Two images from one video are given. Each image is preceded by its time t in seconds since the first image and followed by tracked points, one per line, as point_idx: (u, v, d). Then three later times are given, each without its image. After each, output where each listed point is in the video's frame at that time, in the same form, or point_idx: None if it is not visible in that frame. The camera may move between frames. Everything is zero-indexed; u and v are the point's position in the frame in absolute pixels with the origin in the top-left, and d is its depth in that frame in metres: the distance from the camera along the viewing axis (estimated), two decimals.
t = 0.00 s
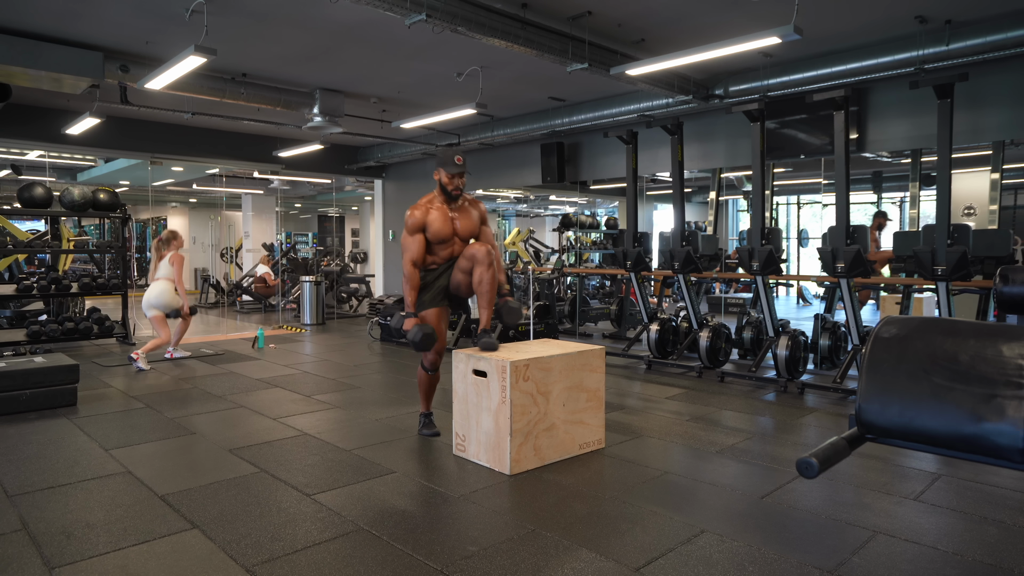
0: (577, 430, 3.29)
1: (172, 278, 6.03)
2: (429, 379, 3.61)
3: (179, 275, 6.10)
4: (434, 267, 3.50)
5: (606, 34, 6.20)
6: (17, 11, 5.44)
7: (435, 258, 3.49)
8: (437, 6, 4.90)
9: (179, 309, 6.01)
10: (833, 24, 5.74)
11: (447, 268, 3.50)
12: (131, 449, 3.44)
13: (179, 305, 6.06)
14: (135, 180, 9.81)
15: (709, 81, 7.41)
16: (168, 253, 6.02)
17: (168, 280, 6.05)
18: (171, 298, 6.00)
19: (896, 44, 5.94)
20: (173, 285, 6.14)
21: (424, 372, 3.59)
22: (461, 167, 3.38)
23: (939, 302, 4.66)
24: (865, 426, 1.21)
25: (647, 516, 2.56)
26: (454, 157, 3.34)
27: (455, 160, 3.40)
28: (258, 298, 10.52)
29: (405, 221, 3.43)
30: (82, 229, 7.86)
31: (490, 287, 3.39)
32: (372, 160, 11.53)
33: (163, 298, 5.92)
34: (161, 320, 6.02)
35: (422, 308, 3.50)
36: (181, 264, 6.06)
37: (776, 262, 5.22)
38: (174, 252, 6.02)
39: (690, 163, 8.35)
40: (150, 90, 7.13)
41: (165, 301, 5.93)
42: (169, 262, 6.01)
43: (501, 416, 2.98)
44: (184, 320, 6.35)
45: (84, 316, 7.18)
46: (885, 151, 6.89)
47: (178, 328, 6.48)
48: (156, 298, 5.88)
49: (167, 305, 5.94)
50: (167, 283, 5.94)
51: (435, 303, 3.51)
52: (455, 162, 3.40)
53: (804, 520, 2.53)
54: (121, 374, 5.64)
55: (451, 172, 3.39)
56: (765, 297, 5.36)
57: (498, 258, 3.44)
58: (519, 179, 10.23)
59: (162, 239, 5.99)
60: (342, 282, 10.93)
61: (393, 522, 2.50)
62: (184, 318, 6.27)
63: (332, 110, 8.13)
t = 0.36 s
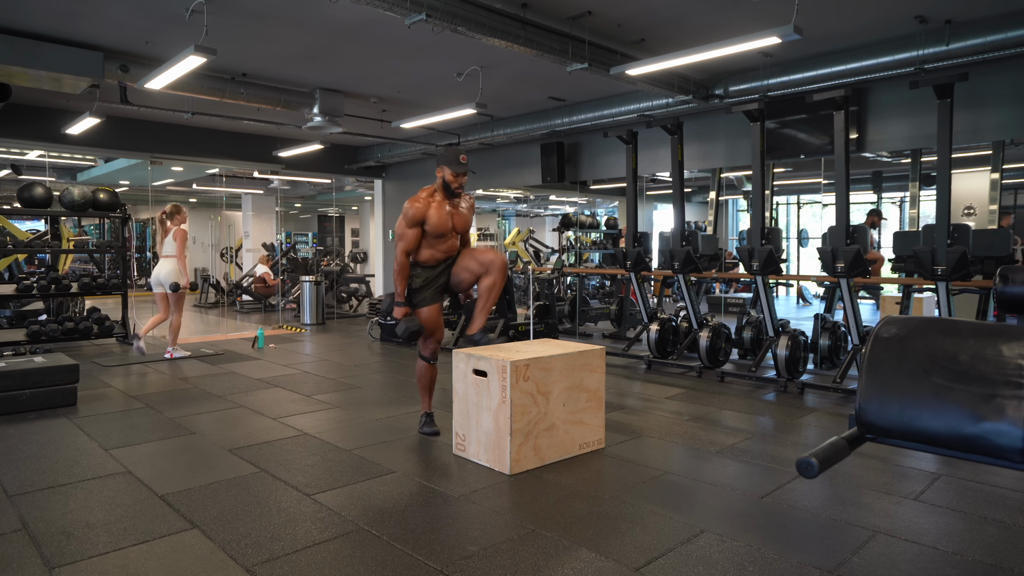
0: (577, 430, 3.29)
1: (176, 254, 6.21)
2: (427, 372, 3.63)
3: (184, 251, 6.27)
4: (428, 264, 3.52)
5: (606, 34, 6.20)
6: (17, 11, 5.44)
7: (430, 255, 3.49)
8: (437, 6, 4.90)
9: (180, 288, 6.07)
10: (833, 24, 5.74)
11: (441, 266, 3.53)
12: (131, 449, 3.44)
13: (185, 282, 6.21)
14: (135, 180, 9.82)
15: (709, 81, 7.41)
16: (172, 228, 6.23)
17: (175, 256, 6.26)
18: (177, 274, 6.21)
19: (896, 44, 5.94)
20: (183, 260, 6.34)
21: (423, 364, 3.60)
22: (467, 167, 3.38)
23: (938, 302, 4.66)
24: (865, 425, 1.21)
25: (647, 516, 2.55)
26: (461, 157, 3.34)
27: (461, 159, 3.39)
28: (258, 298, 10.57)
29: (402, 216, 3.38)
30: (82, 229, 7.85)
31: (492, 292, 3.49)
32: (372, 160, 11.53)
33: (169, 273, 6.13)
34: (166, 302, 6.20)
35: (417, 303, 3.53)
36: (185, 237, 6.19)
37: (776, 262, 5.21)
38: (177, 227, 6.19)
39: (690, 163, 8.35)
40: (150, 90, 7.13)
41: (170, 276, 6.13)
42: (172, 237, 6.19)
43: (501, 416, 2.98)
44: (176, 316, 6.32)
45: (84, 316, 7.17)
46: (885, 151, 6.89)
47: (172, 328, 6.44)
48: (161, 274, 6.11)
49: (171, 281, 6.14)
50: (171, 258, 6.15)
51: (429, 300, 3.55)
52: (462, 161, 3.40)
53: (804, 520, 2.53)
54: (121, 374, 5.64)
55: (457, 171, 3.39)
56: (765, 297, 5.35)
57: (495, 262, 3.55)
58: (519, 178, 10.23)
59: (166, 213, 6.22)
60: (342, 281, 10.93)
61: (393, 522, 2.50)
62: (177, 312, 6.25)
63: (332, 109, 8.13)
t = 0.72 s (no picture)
0: (577, 430, 3.29)
1: (174, 253, 6.20)
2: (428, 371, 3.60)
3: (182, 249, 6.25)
4: (438, 265, 3.53)
5: (606, 34, 6.20)
6: (17, 11, 5.44)
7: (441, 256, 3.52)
8: (437, 5, 4.89)
9: (179, 288, 6.08)
10: (833, 24, 5.74)
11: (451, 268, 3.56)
12: (131, 449, 3.44)
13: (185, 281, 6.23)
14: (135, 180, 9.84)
15: (709, 81, 7.41)
16: (171, 226, 6.17)
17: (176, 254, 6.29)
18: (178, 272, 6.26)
19: (896, 44, 5.94)
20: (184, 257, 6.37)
21: (428, 363, 3.59)
22: (485, 169, 3.45)
23: (939, 302, 4.66)
24: (865, 426, 1.21)
25: (647, 517, 2.55)
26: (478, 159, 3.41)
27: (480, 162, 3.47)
28: (258, 298, 10.62)
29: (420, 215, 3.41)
30: (82, 229, 7.85)
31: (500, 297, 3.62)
32: (372, 160, 11.53)
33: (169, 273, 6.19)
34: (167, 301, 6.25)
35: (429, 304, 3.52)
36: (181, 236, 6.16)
37: (776, 262, 5.21)
38: (174, 224, 6.16)
39: (690, 163, 8.35)
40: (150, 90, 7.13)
41: (170, 276, 6.18)
42: (169, 237, 6.19)
43: (501, 416, 2.97)
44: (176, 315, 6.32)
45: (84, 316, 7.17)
46: (885, 151, 6.89)
47: (173, 328, 6.44)
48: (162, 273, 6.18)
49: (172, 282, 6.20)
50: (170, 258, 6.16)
51: (439, 300, 3.54)
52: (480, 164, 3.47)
53: (804, 520, 2.53)
54: (121, 374, 5.64)
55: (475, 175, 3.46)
56: (765, 297, 5.35)
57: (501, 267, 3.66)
58: (519, 178, 10.23)
59: (165, 211, 6.18)
60: (342, 281, 10.92)
61: (393, 522, 2.50)
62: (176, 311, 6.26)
63: (332, 110, 8.13)
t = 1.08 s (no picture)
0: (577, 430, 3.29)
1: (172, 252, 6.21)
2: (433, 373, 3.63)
3: (179, 249, 6.26)
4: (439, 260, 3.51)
5: (606, 34, 6.20)
6: (17, 11, 5.44)
7: (441, 249, 3.49)
8: (437, 5, 4.89)
9: (178, 287, 6.07)
10: (833, 24, 5.74)
11: (454, 260, 3.54)
12: (131, 449, 3.44)
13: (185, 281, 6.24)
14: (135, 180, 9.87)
15: (709, 81, 7.41)
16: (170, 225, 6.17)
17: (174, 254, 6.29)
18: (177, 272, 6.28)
19: (896, 44, 5.94)
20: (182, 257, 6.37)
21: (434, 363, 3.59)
22: (472, 159, 3.45)
23: (939, 302, 4.66)
24: (865, 426, 1.21)
25: (648, 517, 2.55)
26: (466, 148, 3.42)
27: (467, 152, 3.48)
28: (258, 298, 10.61)
29: (413, 210, 3.41)
30: (82, 229, 7.84)
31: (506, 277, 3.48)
32: (372, 160, 11.53)
33: (167, 273, 6.20)
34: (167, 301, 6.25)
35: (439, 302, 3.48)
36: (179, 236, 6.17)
37: (776, 262, 5.21)
38: (173, 224, 6.15)
39: (690, 163, 8.35)
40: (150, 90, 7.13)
41: (169, 276, 6.20)
42: (167, 236, 6.19)
43: (501, 416, 2.97)
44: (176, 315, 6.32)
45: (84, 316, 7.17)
46: (885, 151, 6.90)
47: (173, 328, 6.45)
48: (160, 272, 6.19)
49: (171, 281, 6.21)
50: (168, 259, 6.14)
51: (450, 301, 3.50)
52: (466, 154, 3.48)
53: (804, 520, 2.53)
54: (121, 374, 5.64)
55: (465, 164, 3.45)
56: (765, 297, 5.35)
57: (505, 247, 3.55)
58: (519, 179, 10.23)
59: (164, 210, 6.18)
60: (342, 281, 10.92)
61: (393, 522, 2.50)
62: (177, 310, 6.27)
63: (332, 110, 8.13)
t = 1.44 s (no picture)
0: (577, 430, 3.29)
1: (172, 252, 6.22)
2: (443, 371, 3.61)
3: (178, 249, 6.27)
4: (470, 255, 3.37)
5: (606, 34, 6.20)
6: (16, 11, 5.44)
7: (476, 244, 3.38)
8: (437, 5, 4.89)
9: (175, 287, 6.08)
10: (833, 24, 5.74)
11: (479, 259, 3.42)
12: (131, 449, 3.44)
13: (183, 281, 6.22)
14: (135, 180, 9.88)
15: (709, 81, 7.42)
16: (170, 224, 6.18)
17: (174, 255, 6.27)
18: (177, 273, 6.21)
19: (896, 44, 5.94)
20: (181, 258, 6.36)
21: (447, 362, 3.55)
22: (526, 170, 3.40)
23: (939, 302, 4.66)
24: (865, 425, 1.21)
25: (648, 517, 2.55)
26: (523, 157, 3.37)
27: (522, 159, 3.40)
28: (258, 298, 10.62)
29: (459, 203, 3.30)
30: (82, 229, 7.83)
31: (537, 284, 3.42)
32: (372, 160, 11.53)
33: (167, 273, 6.11)
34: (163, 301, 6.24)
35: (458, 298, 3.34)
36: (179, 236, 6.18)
37: (776, 262, 5.21)
38: (174, 226, 6.14)
39: (690, 163, 8.35)
40: (150, 90, 7.13)
41: (168, 276, 6.14)
42: (166, 236, 6.19)
43: (501, 416, 2.98)
44: (173, 315, 6.32)
45: (83, 316, 7.17)
46: (885, 151, 6.90)
47: (172, 327, 6.45)
48: (160, 274, 6.10)
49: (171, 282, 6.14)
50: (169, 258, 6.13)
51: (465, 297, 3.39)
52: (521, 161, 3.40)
53: (804, 520, 2.53)
54: (121, 374, 5.64)
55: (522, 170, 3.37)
56: (765, 297, 5.35)
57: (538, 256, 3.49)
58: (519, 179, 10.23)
59: (165, 209, 6.18)
60: (342, 281, 10.92)
61: (393, 522, 2.50)
62: (174, 310, 6.27)
63: (332, 110, 8.13)
